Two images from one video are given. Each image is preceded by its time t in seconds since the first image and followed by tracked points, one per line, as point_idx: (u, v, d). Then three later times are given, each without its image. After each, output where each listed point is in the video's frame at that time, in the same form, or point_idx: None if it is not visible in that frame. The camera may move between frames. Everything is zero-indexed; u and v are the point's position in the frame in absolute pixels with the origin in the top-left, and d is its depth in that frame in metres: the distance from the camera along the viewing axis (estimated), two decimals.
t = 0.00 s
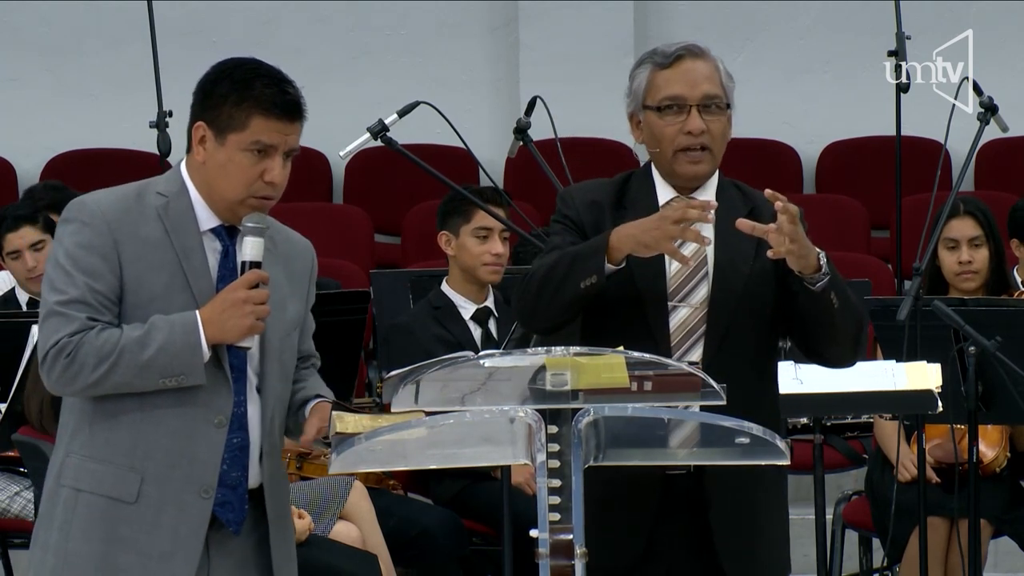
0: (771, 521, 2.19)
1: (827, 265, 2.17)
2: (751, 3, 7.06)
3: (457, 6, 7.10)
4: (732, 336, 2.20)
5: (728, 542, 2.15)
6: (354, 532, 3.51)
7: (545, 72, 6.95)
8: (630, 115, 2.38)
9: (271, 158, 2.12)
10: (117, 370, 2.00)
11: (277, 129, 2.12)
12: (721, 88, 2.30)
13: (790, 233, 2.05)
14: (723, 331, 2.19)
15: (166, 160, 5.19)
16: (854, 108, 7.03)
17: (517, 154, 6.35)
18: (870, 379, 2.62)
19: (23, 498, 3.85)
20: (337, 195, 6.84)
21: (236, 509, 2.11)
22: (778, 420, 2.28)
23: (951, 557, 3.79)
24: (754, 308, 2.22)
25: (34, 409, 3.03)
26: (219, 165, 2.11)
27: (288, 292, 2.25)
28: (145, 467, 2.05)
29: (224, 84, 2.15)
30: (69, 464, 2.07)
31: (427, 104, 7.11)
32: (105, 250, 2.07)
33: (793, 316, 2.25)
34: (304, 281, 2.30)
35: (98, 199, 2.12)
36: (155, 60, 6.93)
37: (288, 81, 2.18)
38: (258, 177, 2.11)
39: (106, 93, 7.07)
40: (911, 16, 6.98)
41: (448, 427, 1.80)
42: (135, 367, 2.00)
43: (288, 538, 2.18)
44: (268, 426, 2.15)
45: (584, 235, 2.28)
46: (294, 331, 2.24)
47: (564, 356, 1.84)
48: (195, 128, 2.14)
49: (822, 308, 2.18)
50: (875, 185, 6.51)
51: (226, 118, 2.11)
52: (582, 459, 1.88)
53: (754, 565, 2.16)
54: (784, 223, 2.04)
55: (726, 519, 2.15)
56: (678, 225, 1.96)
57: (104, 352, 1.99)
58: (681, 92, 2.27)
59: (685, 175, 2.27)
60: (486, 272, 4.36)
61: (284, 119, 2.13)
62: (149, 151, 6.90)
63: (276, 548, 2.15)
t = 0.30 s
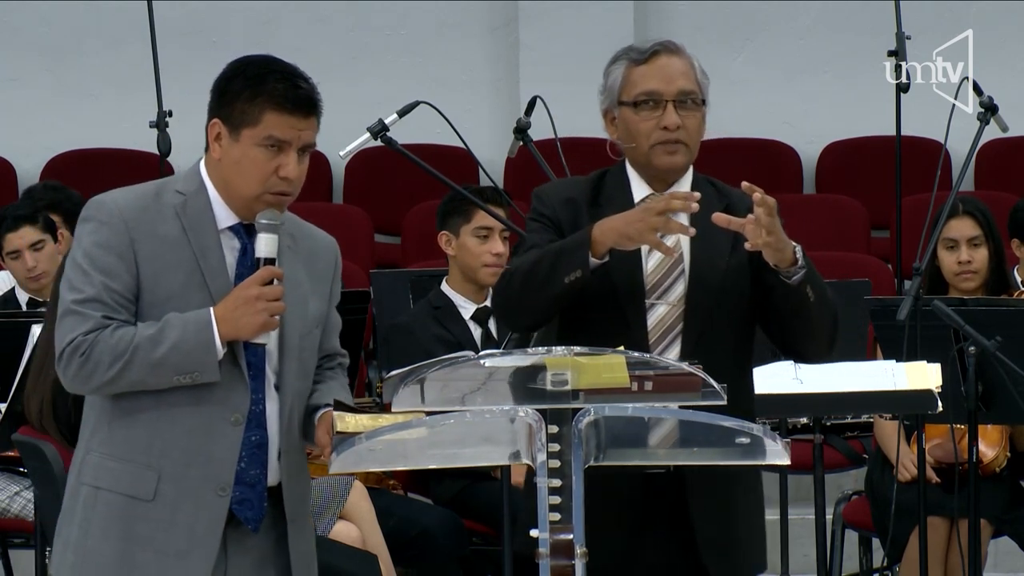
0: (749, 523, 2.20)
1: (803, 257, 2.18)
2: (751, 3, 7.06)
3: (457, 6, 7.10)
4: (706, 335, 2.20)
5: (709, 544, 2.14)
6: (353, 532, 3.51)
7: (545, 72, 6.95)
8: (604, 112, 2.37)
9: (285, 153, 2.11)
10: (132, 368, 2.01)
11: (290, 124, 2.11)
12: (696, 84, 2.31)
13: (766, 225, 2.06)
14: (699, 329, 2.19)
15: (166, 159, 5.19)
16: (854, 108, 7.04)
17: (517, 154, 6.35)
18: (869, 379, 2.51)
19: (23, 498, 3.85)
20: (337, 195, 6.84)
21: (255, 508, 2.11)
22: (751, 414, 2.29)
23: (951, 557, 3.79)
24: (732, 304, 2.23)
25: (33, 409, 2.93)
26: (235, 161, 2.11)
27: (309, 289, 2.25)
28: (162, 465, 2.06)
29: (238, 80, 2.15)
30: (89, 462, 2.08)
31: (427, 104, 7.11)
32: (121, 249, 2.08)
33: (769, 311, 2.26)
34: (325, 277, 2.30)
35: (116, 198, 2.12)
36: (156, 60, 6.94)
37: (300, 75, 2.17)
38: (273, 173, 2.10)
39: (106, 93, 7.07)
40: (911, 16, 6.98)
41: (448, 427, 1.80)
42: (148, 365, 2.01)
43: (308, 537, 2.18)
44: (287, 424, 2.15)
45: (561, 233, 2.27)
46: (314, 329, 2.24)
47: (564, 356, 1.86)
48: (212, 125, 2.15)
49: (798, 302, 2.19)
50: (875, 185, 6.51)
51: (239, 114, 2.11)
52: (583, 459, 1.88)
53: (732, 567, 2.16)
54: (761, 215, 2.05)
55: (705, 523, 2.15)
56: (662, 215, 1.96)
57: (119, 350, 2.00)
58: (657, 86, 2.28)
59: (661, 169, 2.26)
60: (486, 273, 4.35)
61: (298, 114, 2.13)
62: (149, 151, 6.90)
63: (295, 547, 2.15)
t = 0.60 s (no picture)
0: (721, 524, 2.20)
1: (751, 249, 2.16)
2: (751, 3, 7.06)
3: (457, 6, 7.10)
4: (664, 333, 2.20)
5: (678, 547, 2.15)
6: (354, 532, 3.51)
7: (545, 72, 6.95)
8: (560, 110, 2.37)
9: (295, 152, 2.10)
10: (143, 369, 2.02)
11: (298, 122, 2.11)
12: (653, 83, 2.30)
13: (706, 216, 2.03)
14: (658, 328, 2.19)
15: (166, 159, 5.19)
16: (854, 108, 7.03)
17: (517, 154, 6.36)
18: (870, 378, 2.39)
19: (23, 498, 3.85)
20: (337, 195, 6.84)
21: (269, 509, 2.11)
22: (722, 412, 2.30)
23: (951, 557, 3.79)
24: (689, 300, 2.23)
25: (34, 408, 2.98)
26: (247, 161, 2.11)
27: (330, 291, 2.22)
28: (176, 465, 2.06)
29: (248, 81, 2.15)
30: (107, 461, 2.10)
31: (427, 104, 7.11)
32: (135, 250, 2.09)
33: (728, 305, 2.26)
34: (348, 278, 2.27)
35: (133, 199, 2.13)
36: (156, 60, 6.94)
37: (310, 73, 2.16)
38: (283, 171, 2.09)
39: (106, 93, 7.06)
40: (911, 16, 6.98)
41: (448, 427, 1.80)
42: (158, 366, 2.02)
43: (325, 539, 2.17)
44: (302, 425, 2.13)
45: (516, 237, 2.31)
46: (332, 330, 2.21)
47: (564, 356, 1.83)
48: (224, 128, 2.15)
49: (749, 293, 2.20)
50: (875, 185, 6.51)
51: (248, 115, 2.12)
52: (583, 459, 1.88)
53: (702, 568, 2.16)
54: (701, 206, 2.02)
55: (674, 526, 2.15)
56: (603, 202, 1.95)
57: (129, 351, 2.01)
58: (617, 84, 2.27)
59: (619, 167, 2.26)
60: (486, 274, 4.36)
61: (305, 112, 2.12)
62: (149, 150, 6.90)
63: (307, 548, 2.14)
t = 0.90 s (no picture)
0: (697, 528, 2.17)
1: (705, 258, 2.16)
2: (751, 3, 7.06)
3: (457, 6, 7.10)
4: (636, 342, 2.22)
5: (649, 551, 2.15)
6: (354, 532, 3.50)
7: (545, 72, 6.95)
8: (528, 117, 2.38)
9: (287, 145, 2.10)
10: (139, 366, 2.02)
11: (288, 115, 2.10)
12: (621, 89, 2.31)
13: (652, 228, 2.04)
14: (629, 334, 2.21)
15: (166, 158, 5.19)
16: (854, 108, 7.03)
17: (517, 154, 6.36)
18: (870, 378, 2.39)
19: (23, 498, 3.85)
20: (337, 195, 6.84)
21: (267, 506, 2.11)
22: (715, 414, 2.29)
23: (951, 557, 3.79)
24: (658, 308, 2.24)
25: (34, 408, 2.98)
26: (240, 157, 2.12)
27: (334, 290, 2.22)
28: (176, 463, 2.06)
29: (240, 78, 2.16)
30: (110, 460, 2.11)
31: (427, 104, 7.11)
32: (134, 248, 2.09)
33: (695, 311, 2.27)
34: (353, 279, 2.27)
35: (134, 198, 2.14)
36: (156, 60, 6.94)
37: (300, 66, 2.16)
38: (276, 166, 2.09)
39: (106, 93, 7.06)
40: (911, 16, 6.98)
41: (447, 426, 1.80)
42: (154, 363, 2.02)
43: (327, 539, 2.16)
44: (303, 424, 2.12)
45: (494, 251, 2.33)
46: (336, 329, 2.21)
47: (564, 356, 1.84)
48: (221, 127, 2.17)
49: (706, 299, 2.19)
50: (875, 185, 6.50)
51: (241, 112, 2.13)
52: (582, 459, 1.88)
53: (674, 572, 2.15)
54: (647, 218, 2.03)
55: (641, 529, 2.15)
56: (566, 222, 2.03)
57: (125, 349, 2.02)
58: (586, 90, 2.27)
59: (591, 173, 2.26)
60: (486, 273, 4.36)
61: (296, 105, 2.11)
62: (149, 151, 6.90)
63: (307, 548, 2.13)
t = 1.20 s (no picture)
0: (724, 528, 2.17)
1: (756, 252, 2.17)
2: (751, 4, 7.06)
3: (458, 6, 7.10)
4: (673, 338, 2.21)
5: (673, 544, 2.15)
6: (354, 532, 3.50)
7: (545, 72, 6.95)
8: (567, 113, 2.37)
9: (268, 141, 2.11)
10: (125, 367, 2.03)
11: (268, 112, 2.11)
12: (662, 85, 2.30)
13: (709, 218, 2.05)
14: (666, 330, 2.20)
15: (166, 158, 5.19)
16: (854, 108, 7.03)
17: (517, 154, 6.36)
18: (871, 377, 2.43)
19: (23, 498, 3.85)
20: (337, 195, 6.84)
21: (261, 504, 2.10)
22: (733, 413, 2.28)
23: (951, 557, 3.79)
24: (697, 305, 2.23)
25: (35, 408, 3.00)
26: (222, 154, 2.12)
27: (325, 288, 2.22)
28: (167, 463, 2.07)
29: (221, 76, 2.16)
30: (104, 462, 2.11)
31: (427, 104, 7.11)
32: (121, 250, 2.10)
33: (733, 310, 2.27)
34: (346, 277, 2.26)
35: (123, 201, 2.14)
36: (156, 59, 6.94)
37: (280, 63, 2.16)
38: (258, 162, 2.10)
39: (106, 93, 7.06)
40: (911, 16, 6.98)
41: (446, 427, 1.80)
42: (138, 363, 2.02)
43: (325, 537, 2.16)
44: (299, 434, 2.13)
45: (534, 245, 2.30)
46: (326, 327, 2.20)
47: (564, 356, 1.84)
48: (205, 126, 2.18)
49: (753, 296, 2.19)
50: (875, 185, 6.50)
51: (222, 110, 2.14)
52: (582, 459, 1.88)
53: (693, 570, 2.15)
54: (704, 211, 2.05)
55: (668, 521, 2.15)
56: (624, 210, 1.99)
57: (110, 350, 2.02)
58: (627, 85, 2.27)
59: (630, 170, 2.25)
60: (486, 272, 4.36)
61: (276, 101, 2.12)
62: (149, 151, 6.90)
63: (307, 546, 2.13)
